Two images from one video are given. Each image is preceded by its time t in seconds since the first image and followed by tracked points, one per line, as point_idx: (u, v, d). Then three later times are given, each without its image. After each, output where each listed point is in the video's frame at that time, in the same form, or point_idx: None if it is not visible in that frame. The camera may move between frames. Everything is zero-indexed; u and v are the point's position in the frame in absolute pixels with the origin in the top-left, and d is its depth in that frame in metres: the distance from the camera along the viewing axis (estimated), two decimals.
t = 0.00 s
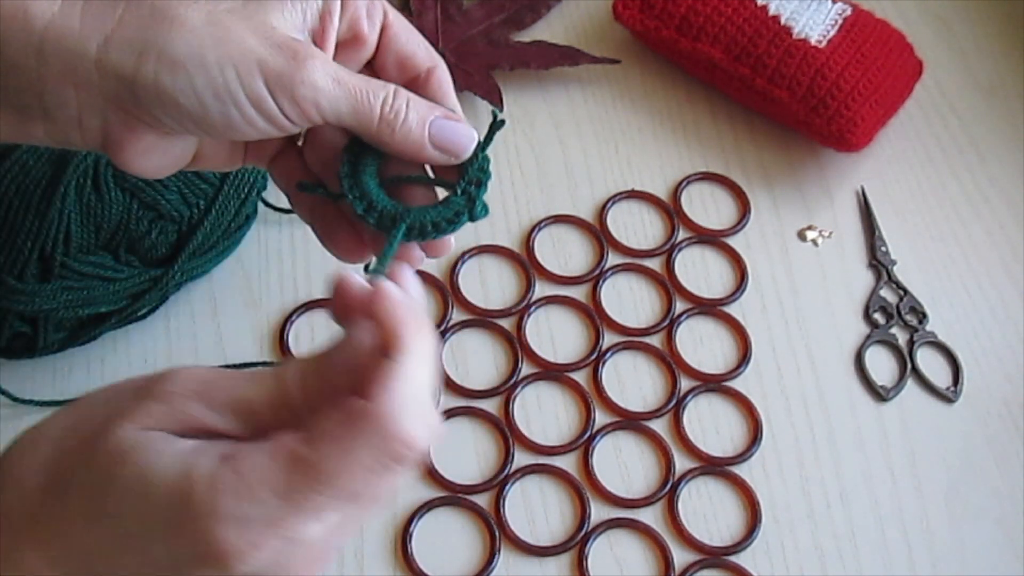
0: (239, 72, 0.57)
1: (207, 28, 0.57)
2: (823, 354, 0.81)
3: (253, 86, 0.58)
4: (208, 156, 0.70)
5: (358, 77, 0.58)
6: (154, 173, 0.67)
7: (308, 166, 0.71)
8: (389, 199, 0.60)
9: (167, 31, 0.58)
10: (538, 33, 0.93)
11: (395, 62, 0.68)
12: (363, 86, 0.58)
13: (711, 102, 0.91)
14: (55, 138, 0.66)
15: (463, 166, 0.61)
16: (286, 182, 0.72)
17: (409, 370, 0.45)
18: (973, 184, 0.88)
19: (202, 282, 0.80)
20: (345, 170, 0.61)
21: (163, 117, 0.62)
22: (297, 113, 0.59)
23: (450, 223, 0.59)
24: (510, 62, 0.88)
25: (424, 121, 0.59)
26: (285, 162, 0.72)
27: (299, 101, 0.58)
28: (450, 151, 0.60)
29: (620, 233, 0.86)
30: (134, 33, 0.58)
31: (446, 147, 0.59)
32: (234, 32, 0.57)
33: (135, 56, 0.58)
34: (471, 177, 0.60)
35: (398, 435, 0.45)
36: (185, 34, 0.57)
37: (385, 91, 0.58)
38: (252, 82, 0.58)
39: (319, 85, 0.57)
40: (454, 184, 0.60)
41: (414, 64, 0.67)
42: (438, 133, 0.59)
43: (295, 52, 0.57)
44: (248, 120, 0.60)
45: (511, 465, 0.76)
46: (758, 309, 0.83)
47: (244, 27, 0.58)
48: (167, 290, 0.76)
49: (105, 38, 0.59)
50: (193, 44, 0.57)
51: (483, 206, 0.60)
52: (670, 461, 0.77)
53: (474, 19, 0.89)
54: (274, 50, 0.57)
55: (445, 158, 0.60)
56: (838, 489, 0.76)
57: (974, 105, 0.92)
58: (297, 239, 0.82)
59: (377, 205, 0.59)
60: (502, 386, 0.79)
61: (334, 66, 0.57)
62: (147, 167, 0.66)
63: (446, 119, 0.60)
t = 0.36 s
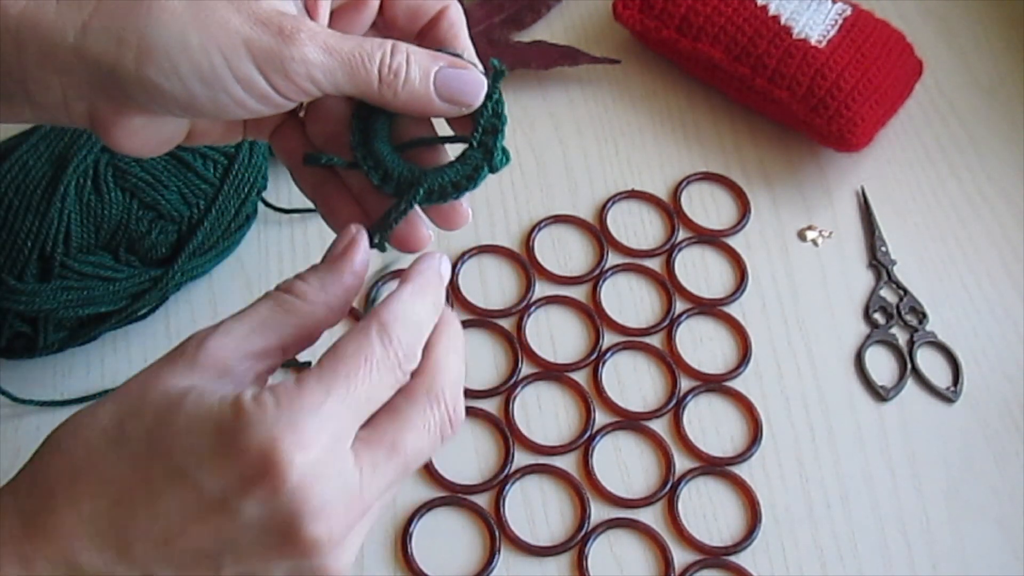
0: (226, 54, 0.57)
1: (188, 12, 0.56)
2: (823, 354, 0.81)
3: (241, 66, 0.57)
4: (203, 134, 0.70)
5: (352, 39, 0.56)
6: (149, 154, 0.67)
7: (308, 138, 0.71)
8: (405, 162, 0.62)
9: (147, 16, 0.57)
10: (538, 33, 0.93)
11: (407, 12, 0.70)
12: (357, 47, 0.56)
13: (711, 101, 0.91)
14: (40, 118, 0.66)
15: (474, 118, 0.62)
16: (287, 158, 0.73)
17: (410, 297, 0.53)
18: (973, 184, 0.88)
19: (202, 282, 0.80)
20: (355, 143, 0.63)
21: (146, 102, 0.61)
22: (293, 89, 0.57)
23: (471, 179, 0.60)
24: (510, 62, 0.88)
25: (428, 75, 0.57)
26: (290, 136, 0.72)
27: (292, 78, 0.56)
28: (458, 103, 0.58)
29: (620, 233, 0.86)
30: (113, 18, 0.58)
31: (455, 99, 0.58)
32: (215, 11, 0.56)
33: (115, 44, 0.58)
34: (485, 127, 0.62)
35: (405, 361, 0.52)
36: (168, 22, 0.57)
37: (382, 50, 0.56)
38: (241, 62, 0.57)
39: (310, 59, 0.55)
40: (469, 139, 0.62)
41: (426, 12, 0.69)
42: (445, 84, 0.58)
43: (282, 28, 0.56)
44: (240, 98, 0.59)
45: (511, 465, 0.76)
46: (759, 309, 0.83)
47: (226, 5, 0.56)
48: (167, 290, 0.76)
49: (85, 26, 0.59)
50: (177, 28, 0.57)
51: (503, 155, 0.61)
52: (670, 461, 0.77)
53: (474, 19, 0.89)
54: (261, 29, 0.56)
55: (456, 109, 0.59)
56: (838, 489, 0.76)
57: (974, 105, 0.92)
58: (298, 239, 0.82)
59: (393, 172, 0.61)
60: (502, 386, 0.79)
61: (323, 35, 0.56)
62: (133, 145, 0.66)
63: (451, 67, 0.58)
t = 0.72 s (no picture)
0: (245, 104, 0.55)
1: (209, 62, 0.54)
2: (823, 354, 0.81)
3: (261, 119, 0.55)
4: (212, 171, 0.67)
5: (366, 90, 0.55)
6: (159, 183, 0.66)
7: (321, 185, 0.68)
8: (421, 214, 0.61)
9: (169, 65, 0.54)
10: (538, 33, 0.93)
11: (426, 62, 0.66)
12: (373, 103, 0.55)
13: (711, 101, 0.91)
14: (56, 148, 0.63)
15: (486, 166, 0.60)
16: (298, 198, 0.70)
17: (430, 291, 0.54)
18: (973, 184, 0.88)
19: (202, 282, 0.80)
20: (371, 197, 0.61)
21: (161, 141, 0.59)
22: (309, 140, 0.56)
23: (487, 229, 0.59)
24: (510, 62, 0.88)
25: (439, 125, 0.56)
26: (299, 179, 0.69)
27: (311, 129, 0.55)
28: (469, 152, 0.57)
29: (620, 233, 0.86)
30: (135, 57, 0.55)
31: (466, 149, 0.57)
32: (237, 63, 0.54)
33: (137, 84, 0.55)
34: (496, 175, 0.60)
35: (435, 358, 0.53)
36: (188, 68, 0.54)
37: (395, 104, 0.55)
38: (259, 113, 0.55)
39: (329, 113, 0.54)
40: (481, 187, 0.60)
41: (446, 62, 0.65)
42: (456, 134, 0.57)
43: (302, 81, 0.54)
44: (255, 144, 0.58)
45: (510, 464, 0.76)
46: (758, 309, 0.83)
47: (248, 55, 0.54)
48: (167, 290, 0.76)
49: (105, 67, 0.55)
50: (196, 78, 0.54)
51: (515, 202, 0.60)
52: (670, 461, 0.77)
53: (474, 19, 0.89)
54: (279, 80, 0.54)
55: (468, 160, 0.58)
56: (838, 489, 0.76)
57: (974, 105, 0.92)
58: (298, 238, 0.82)
59: (409, 225, 0.60)
60: (502, 386, 0.79)
61: (342, 89, 0.54)
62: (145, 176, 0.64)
63: (461, 118, 0.57)
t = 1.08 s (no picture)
0: (264, 143, 0.55)
1: (230, 103, 0.55)
2: (823, 354, 0.81)
3: (281, 157, 0.56)
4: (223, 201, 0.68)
5: (381, 127, 0.55)
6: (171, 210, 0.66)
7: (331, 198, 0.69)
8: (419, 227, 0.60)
9: (191, 110, 0.55)
10: (538, 33, 0.93)
11: (436, 87, 0.65)
12: (387, 136, 0.55)
13: (711, 102, 0.91)
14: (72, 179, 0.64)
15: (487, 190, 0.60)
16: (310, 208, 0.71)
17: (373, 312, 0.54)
18: (973, 184, 0.88)
19: (202, 282, 0.80)
20: (372, 200, 0.61)
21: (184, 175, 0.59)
22: (321, 173, 0.56)
23: (480, 249, 0.59)
24: (510, 62, 0.88)
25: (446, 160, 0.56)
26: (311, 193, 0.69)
27: (326, 166, 0.55)
28: (473, 185, 0.57)
29: (620, 233, 0.86)
30: (158, 103, 0.56)
31: (469, 182, 0.57)
32: (256, 104, 0.55)
33: (161, 129, 0.56)
34: (496, 200, 0.60)
35: (478, 370, 0.52)
36: (208, 111, 0.55)
37: (407, 138, 0.55)
38: (278, 153, 0.56)
39: (344, 149, 0.55)
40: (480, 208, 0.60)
41: (455, 87, 0.65)
42: (459, 166, 0.57)
43: (318, 117, 0.55)
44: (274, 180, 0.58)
45: (511, 465, 0.76)
46: (758, 309, 0.83)
47: (266, 95, 0.55)
48: (167, 289, 0.76)
49: (130, 110, 0.56)
50: (218, 121, 0.55)
51: (512, 228, 0.60)
52: (670, 461, 0.77)
53: (474, 19, 0.89)
54: (298, 118, 0.55)
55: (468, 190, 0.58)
56: (838, 489, 0.76)
57: (974, 105, 0.92)
58: (297, 238, 0.82)
59: (406, 236, 0.60)
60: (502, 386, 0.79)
61: (358, 123, 0.55)
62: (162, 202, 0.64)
63: (469, 150, 0.57)
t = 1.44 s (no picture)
0: (261, 154, 0.56)
1: (226, 115, 0.55)
2: (823, 354, 0.81)
3: (279, 167, 0.57)
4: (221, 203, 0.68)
5: (380, 134, 0.56)
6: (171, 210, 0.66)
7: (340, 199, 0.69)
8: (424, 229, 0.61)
9: (186, 119, 0.55)
10: (538, 33, 0.93)
11: (443, 87, 0.65)
12: (386, 142, 0.56)
13: (711, 102, 0.91)
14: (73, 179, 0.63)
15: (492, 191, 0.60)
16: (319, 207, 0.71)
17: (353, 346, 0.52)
18: (973, 184, 0.88)
19: (202, 282, 0.80)
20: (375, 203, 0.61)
21: (180, 179, 0.59)
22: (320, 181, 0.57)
23: (484, 250, 0.59)
24: (510, 62, 0.88)
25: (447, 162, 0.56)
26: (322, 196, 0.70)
27: (324, 175, 0.56)
28: (476, 186, 0.57)
29: (620, 233, 0.86)
30: (156, 112, 0.56)
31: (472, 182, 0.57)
32: (253, 113, 0.55)
33: (158, 139, 0.56)
34: (501, 201, 0.60)
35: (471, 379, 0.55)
36: (205, 121, 0.55)
37: (408, 143, 0.56)
38: (277, 164, 0.56)
39: (344, 158, 0.55)
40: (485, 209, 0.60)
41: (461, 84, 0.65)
42: (462, 167, 0.57)
43: (315, 128, 0.55)
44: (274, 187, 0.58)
45: (511, 465, 0.76)
46: (758, 309, 0.83)
47: (263, 104, 0.55)
48: (167, 289, 0.76)
49: (126, 118, 0.56)
50: (214, 131, 0.55)
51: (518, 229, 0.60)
52: (670, 461, 0.77)
53: (474, 19, 0.89)
54: (296, 130, 0.55)
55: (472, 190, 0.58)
56: (838, 489, 0.76)
57: (974, 105, 0.92)
58: (297, 238, 0.82)
59: (409, 237, 0.60)
60: (502, 386, 0.79)
61: (356, 132, 0.55)
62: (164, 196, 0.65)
63: (471, 152, 0.57)
